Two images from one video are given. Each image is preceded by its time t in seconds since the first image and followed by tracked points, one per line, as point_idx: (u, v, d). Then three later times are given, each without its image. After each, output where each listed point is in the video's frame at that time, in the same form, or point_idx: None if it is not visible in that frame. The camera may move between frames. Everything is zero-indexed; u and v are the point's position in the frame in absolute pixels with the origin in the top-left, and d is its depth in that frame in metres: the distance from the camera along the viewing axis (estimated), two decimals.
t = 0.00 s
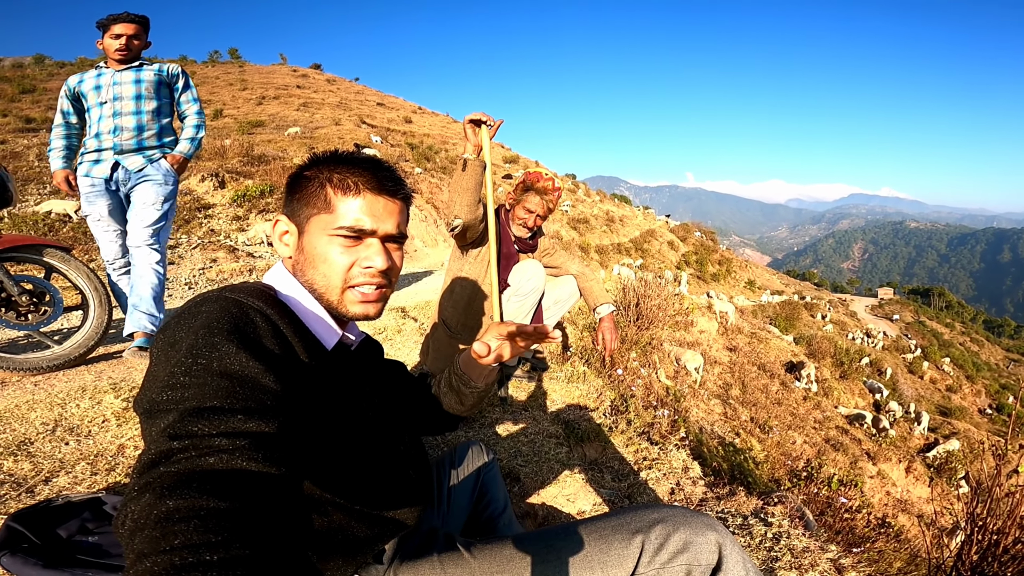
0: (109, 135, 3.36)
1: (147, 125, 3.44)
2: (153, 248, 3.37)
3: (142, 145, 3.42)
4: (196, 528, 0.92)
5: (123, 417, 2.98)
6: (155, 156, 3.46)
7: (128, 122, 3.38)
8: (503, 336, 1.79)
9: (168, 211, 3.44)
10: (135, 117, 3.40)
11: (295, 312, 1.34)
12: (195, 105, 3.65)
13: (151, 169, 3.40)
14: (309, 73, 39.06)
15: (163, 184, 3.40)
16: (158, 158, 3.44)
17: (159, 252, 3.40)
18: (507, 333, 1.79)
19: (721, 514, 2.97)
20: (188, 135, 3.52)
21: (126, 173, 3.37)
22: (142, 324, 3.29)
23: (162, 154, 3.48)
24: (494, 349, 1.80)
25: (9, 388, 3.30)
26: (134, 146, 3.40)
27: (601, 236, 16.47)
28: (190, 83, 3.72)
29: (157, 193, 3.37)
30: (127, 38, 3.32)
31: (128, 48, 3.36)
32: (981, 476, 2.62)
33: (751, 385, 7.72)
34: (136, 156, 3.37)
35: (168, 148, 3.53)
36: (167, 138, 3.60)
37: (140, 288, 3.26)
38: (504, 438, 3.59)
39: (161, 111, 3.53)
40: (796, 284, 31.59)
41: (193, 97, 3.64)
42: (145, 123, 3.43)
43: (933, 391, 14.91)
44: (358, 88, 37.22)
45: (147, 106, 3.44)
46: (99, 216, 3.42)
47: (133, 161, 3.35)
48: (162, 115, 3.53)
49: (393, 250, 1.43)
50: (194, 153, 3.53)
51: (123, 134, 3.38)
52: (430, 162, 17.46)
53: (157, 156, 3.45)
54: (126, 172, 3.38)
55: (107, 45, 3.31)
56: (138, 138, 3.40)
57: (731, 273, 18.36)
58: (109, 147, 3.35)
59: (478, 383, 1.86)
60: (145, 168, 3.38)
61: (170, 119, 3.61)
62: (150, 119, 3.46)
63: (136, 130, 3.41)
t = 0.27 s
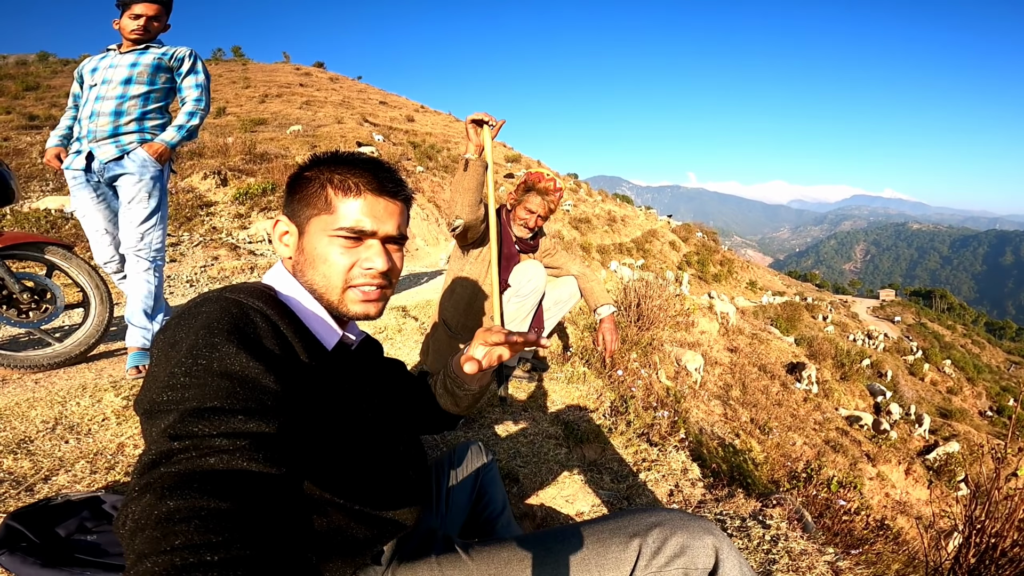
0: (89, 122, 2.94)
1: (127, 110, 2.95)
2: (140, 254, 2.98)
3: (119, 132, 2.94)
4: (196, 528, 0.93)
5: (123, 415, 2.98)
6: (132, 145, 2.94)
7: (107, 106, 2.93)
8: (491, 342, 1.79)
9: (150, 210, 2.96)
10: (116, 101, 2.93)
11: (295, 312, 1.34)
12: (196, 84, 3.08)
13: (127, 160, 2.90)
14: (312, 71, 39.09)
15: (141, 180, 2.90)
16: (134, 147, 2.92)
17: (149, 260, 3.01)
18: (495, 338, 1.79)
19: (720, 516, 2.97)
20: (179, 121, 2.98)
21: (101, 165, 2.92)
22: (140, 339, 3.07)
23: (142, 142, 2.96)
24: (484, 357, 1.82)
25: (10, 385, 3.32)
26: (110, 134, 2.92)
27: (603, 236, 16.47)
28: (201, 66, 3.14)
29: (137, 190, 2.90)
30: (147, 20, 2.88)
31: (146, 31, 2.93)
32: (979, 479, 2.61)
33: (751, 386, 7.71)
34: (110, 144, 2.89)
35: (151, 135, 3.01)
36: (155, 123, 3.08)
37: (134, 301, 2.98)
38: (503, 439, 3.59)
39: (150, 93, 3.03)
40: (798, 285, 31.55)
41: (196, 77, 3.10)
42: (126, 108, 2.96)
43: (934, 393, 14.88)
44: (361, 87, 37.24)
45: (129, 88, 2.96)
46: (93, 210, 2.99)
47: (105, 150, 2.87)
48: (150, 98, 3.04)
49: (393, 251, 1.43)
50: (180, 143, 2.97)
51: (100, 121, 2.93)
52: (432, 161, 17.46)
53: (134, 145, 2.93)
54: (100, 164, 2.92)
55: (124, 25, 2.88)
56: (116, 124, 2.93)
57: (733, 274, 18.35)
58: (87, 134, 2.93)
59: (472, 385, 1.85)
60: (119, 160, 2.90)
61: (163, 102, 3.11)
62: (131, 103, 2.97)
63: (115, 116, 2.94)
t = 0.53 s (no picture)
0: (78, 113, 2.79)
1: (119, 101, 2.80)
2: (127, 253, 2.87)
3: (108, 123, 2.79)
4: (195, 528, 0.93)
5: (124, 415, 2.99)
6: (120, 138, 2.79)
7: (97, 97, 2.77)
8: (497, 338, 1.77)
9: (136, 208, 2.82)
10: (106, 92, 2.78)
11: (294, 311, 1.34)
12: (192, 72, 2.87)
13: (113, 155, 2.76)
14: (314, 71, 39.15)
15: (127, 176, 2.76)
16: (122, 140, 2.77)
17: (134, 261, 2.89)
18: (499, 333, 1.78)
19: (721, 516, 2.96)
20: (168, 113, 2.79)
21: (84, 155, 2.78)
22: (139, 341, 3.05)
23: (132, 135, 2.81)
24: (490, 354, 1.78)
25: (12, 385, 3.32)
26: (99, 126, 2.77)
27: (604, 236, 16.46)
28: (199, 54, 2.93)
29: (124, 187, 2.77)
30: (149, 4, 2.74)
31: (147, 15, 2.78)
32: (983, 479, 2.59)
33: (753, 386, 7.69)
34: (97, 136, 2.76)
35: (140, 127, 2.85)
36: (149, 114, 2.93)
37: (128, 304, 2.93)
38: (504, 439, 3.59)
39: (145, 83, 2.87)
40: (800, 285, 31.46)
41: (193, 66, 2.89)
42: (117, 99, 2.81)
43: (937, 393, 14.83)
44: (363, 87, 37.29)
45: (123, 78, 2.80)
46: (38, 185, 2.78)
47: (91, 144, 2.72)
48: (145, 88, 2.88)
49: (393, 251, 1.43)
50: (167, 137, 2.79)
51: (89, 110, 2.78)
52: (434, 161, 17.46)
53: (122, 138, 2.78)
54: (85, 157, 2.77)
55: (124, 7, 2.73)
56: (105, 116, 2.78)
57: (735, 273, 18.31)
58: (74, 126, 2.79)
59: (476, 386, 1.85)
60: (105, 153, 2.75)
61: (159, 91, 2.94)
62: (123, 94, 2.81)
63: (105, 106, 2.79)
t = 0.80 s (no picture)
0: (54, 104, 2.70)
1: (102, 95, 2.77)
2: (116, 257, 2.83)
3: (90, 117, 2.74)
4: (195, 528, 0.92)
5: (124, 416, 2.99)
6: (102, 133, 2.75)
7: (77, 90, 2.72)
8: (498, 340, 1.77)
9: (121, 207, 2.78)
10: (88, 86, 2.73)
11: (294, 312, 1.34)
12: (175, 64, 2.85)
13: (96, 149, 2.70)
14: (313, 72, 39.16)
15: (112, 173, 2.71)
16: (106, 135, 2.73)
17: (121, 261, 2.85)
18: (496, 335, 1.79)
19: (721, 516, 2.96)
20: (152, 108, 2.77)
21: (61, 150, 2.68)
22: (138, 344, 2.99)
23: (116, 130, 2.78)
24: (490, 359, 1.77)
25: (11, 386, 3.31)
26: (80, 119, 2.72)
27: (603, 236, 16.47)
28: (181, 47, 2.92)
29: (108, 185, 2.72)
30: None
31: (122, 6, 2.69)
32: (982, 479, 2.60)
33: (753, 386, 7.70)
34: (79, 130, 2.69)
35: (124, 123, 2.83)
36: (131, 110, 2.91)
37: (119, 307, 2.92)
38: (504, 439, 3.59)
39: (127, 78, 2.84)
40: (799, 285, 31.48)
41: (176, 58, 2.87)
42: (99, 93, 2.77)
43: (936, 393, 14.84)
44: (362, 88, 37.31)
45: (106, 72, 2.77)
46: (3, 189, 2.58)
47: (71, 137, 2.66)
48: (126, 83, 2.85)
49: (395, 252, 1.44)
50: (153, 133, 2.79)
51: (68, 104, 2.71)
52: (433, 161, 17.47)
53: (106, 133, 2.74)
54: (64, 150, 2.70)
55: None
56: (85, 109, 2.72)
57: (734, 273, 18.34)
58: (50, 117, 2.71)
59: (475, 386, 1.85)
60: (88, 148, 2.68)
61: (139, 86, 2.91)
62: (106, 89, 2.78)
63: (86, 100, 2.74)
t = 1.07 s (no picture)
0: None
1: (40, 85, 2.61)
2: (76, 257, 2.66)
3: (28, 108, 2.57)
4: (196, 528, 0.93)
5: (123, 415, 2.99)
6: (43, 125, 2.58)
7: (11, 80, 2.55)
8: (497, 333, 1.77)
9: (72, 205, 2.60)
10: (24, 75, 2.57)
11: (294, 312, 1.34)
12: (123, 60, 2.74)
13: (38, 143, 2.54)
14: (313, 72, 39.16)
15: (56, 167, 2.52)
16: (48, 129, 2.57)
17: (79, 262, 2.68)
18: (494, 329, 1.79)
19: (720, 516, 2.96)
20: (99, 100, 2.63)
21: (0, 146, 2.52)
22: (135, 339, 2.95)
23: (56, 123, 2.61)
24: (490, 352, 1.78)
25: (9, 386, 3.30)
26: (16, 110, 2.55)
27: (603, 237, 16.48)
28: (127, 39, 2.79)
29: (56, 181, 2.53)
30: None
31: None
32: (981, 479, 2.60)
33: (752, 387, 7.70)
34: (18, 123, 2.52)
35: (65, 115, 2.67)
36: (73, 100, 2.76)
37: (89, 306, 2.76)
38: (504, 439, 3.59)
39: (66, 69, 2.68)
40: (799, 286, 31.52)
41: (123, 53, 2.76)
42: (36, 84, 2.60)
43: (935, 394, 14.87)
44: (361, 88, 37.29)
45: (44, 62, 2.61)
46: None
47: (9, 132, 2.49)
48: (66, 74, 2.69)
49: (397, 252, 1.44)
50: (101, 126, 2.65)
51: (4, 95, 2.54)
52: (432, 161, 17.46)
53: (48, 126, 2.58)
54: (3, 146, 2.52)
55: None
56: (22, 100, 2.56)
57: (732, 274, 18.37)
58: None
59: (474, 386, 1.86)
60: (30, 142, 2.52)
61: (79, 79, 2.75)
62: (44, 79, 2.63)
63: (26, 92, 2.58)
